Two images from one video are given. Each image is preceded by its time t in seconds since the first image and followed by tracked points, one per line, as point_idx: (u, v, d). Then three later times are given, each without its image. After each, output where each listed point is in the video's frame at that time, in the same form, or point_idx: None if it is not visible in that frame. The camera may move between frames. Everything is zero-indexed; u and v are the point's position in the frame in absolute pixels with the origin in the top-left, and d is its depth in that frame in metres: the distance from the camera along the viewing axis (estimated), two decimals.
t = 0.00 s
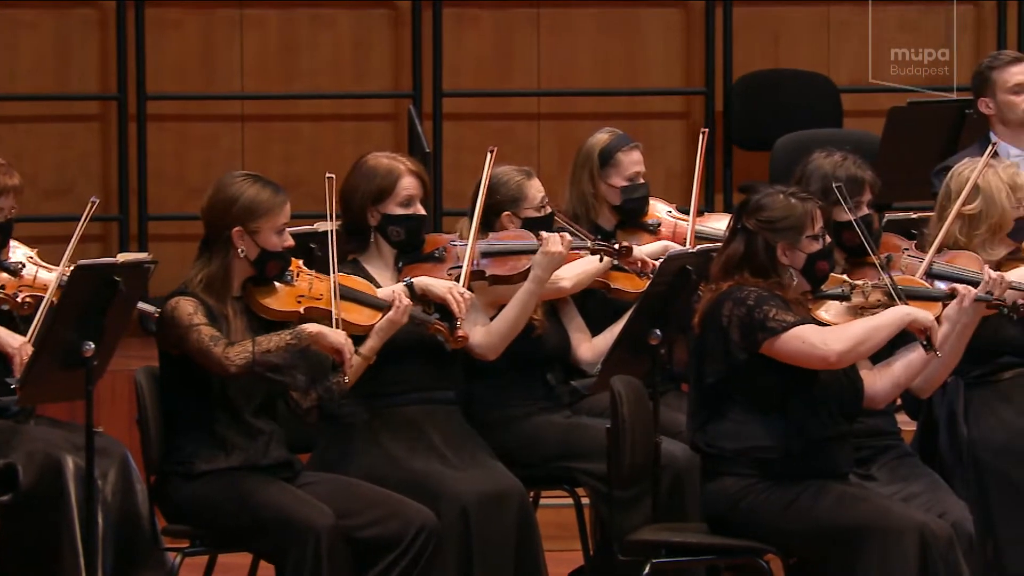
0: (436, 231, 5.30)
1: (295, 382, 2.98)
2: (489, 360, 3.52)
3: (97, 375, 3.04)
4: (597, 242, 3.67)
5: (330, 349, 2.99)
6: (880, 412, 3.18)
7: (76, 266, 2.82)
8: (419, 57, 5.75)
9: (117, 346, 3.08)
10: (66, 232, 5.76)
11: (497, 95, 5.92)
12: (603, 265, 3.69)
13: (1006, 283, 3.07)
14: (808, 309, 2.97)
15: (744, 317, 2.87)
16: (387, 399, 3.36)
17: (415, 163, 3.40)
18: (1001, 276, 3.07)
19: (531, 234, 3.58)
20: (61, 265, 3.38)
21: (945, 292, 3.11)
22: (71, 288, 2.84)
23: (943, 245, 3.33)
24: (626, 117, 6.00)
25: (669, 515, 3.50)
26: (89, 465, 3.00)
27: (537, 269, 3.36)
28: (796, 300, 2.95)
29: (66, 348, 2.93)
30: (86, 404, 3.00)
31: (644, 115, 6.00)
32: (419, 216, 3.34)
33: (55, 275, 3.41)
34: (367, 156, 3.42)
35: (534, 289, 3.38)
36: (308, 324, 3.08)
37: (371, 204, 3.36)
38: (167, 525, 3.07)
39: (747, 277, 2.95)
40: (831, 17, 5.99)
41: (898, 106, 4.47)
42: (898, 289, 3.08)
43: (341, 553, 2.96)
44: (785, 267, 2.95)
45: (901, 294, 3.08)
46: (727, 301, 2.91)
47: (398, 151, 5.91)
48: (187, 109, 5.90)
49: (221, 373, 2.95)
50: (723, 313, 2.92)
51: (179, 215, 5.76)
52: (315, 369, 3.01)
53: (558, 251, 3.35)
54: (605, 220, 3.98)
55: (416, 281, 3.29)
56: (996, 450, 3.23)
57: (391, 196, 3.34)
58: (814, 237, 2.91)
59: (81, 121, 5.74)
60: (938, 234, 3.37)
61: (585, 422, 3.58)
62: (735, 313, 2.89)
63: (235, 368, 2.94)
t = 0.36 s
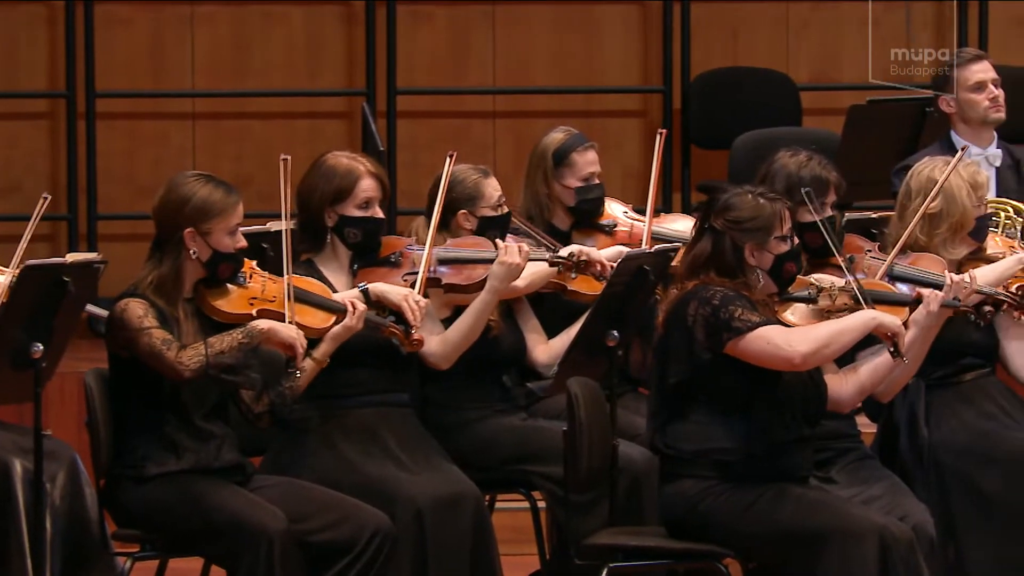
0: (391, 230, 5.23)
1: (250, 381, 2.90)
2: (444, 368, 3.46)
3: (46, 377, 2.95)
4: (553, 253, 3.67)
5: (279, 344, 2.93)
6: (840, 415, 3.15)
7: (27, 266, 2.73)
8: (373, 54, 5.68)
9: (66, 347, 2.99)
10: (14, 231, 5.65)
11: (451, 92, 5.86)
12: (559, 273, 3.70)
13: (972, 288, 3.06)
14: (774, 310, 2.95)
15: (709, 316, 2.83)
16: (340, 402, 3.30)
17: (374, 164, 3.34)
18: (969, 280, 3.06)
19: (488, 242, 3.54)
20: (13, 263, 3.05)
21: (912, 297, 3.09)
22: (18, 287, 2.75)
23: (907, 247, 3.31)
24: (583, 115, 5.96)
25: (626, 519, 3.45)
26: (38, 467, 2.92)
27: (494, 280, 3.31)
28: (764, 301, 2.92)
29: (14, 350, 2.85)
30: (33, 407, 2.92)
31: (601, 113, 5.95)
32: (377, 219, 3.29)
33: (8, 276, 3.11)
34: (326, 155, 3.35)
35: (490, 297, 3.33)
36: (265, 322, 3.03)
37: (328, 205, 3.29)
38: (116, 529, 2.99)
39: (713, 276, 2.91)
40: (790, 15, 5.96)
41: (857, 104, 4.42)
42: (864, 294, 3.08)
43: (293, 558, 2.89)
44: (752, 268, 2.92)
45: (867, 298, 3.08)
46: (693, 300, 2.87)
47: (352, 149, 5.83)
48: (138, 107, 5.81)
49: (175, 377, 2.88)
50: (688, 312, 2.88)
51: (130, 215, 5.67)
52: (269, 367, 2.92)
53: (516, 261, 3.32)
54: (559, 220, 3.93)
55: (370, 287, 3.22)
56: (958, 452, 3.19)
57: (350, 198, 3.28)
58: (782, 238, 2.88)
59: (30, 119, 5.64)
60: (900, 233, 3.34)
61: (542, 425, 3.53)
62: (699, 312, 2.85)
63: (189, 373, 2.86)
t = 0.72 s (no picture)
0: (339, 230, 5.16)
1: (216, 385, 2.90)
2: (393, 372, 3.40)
3: None
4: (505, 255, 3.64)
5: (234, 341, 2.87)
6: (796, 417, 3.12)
7: None
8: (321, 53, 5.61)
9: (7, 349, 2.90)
10: None
11: (400, 90, 5.80)
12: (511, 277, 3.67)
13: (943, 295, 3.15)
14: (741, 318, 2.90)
15: (677, 320, 2.77)
16: (288, 403, 3.22)
17: (324, 162, 3.28)
18: (942, 284, 3.16)
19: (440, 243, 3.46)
20: None
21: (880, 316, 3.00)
22: None
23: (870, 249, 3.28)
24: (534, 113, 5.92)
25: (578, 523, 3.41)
26: None
27: (444, 285, 3.28)
28: (732, 307, 2.87)
29: None
30: None
31: (552, 111, 5.92)
32: (327, 218, 3.23)
33: None
34: (274, 154, 3.28)
35: (440, 302, 3.29)
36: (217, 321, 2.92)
37: (278, 204, 3.22)
38: (60, 533, 2.93)
39: (684, 279, 2.86)
40: (743, 13, 5.94)
41: (810, 103, 4.37)
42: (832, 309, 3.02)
43: (242, 561, 2.82)
44: (723, 274, 2.87)
45: (834, 314, 3.01)
46: (659, 301, 2.82)
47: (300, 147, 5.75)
48: (82, 105, 5.71)
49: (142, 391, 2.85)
50: (654, 312, 2.82)
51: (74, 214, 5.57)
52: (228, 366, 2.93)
53: (467, 268, 3.29)
54: (507, 218, 3.89)
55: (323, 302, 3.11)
56: (914, 455, 3.16)
57: (299, 197, 3.21)
58: (757, 246, 2.83)
59: None
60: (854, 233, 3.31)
61: (493, 428, 3.48)
62: (667, 314, 2.80)
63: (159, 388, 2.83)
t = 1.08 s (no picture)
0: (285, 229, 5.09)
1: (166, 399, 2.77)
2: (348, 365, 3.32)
3: None
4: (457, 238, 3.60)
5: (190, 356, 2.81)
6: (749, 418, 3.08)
7: None
8: (267, 50, 5.53)
9: None
10: None
11: (347, 87, 5.74)
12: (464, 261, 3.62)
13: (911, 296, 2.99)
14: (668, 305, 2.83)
15: (604, 320, 2.71)
16: (233, 405, 3.14)
17: (263, 156, 3.22)
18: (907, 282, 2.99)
19: (389, 231, 3.42)
20: None
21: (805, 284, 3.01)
22: None
23: (830, 248, 3.21)
24: (483, 111, 5.86)
25: (527, 526, 3.37)
26: None
27: (397, 270, 3.21)
28: (656, 295, 2.80)
29: None
30: None
31: (501, 110, 5.87)
32: (270, 210, 3.15)
33: None
34: (212, 151, 3.22)
35: (394, 289, 3.21)
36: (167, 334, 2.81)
37: (219, 199, 3.14)
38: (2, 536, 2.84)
39: (602, 275, 2.79)
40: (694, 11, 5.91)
41: (763, 101, 4.36)
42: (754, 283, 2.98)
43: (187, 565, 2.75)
44: (640, 261, 2.80)
45: (756, 288, 2.97)
46: (586, 302, 2.74)
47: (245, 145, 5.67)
48: (23, 103, 5.61)
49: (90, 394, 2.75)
50: (581, 315, 2.75)
51: (16, 214, 5.46)
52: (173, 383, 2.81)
53: (421, 251, 3.23)
54: (455, 215, 3.81)
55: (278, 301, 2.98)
56: (868, 457, 3.09)
57: (240, 190, 3.14)
58: (665, 226, 2.78)
59: None
60: (808, 232, 3.26)
61: (442, 430, 3.43)
62: (594, 315, 2.72)
63: (106, 391, 2.73)
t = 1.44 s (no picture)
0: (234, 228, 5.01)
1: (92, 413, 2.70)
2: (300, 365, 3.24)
3: None
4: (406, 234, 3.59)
5: (136, 376, 2.72)
6: (702, 421, 3.04)
7: None
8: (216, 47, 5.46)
9: None
10: None
11: (298, 85, 5.68)
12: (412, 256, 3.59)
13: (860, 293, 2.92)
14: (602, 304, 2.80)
15: (536, 328, 2.65)
16: (180, 408, 3.08)
17: (210, 153, 3.15)
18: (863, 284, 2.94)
19: (335, 227, 3.34)
20: None
21: (741, 269, 3.00)
22: None
23: (786, 249, 3.18)
24: (435, 109, 5.80)
25: (480, 530, 3.32)
26: None
27: (348, 267, 3.16)
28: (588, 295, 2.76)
29: None
30: None
31: (452, 108, 5.81)
32: (220, 207, 3.10)
33: None
34: (156, 151, 3.15)
35: (346, 287, 3.15)
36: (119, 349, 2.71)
37: (166, 196, 3.08)
38: None
39: (534, 278, 2.74)
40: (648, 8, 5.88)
41: (718, 98, 4.33)
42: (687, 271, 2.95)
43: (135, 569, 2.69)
44: (572, 261, 2.76)
45: (689, 277, 2.95)
46: (521, 310, 2.69)
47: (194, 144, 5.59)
48: None
49: (17, 394, 2.66)
50: (517, 323, 2.69)
51: None
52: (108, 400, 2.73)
53: (372, 248, 3.17)
54: (407, 213, 3.76)
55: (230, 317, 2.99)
56: (824, 460, 3.06)
57: (188, 187, 3.08)
58: (595, 223, 2.76)
59: None
60: (764, 232, 3.23)
61: (395, 432, 3.37)
62: (528, 323, 2.67)
63: (31, 394, 2.65)
